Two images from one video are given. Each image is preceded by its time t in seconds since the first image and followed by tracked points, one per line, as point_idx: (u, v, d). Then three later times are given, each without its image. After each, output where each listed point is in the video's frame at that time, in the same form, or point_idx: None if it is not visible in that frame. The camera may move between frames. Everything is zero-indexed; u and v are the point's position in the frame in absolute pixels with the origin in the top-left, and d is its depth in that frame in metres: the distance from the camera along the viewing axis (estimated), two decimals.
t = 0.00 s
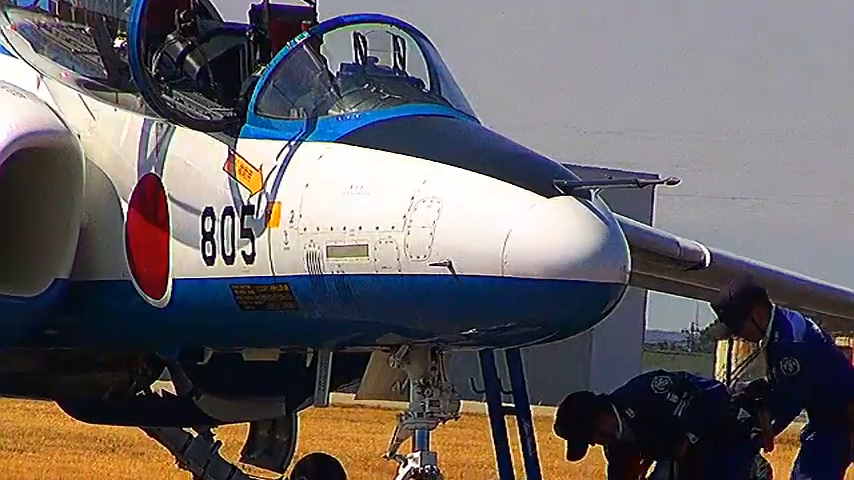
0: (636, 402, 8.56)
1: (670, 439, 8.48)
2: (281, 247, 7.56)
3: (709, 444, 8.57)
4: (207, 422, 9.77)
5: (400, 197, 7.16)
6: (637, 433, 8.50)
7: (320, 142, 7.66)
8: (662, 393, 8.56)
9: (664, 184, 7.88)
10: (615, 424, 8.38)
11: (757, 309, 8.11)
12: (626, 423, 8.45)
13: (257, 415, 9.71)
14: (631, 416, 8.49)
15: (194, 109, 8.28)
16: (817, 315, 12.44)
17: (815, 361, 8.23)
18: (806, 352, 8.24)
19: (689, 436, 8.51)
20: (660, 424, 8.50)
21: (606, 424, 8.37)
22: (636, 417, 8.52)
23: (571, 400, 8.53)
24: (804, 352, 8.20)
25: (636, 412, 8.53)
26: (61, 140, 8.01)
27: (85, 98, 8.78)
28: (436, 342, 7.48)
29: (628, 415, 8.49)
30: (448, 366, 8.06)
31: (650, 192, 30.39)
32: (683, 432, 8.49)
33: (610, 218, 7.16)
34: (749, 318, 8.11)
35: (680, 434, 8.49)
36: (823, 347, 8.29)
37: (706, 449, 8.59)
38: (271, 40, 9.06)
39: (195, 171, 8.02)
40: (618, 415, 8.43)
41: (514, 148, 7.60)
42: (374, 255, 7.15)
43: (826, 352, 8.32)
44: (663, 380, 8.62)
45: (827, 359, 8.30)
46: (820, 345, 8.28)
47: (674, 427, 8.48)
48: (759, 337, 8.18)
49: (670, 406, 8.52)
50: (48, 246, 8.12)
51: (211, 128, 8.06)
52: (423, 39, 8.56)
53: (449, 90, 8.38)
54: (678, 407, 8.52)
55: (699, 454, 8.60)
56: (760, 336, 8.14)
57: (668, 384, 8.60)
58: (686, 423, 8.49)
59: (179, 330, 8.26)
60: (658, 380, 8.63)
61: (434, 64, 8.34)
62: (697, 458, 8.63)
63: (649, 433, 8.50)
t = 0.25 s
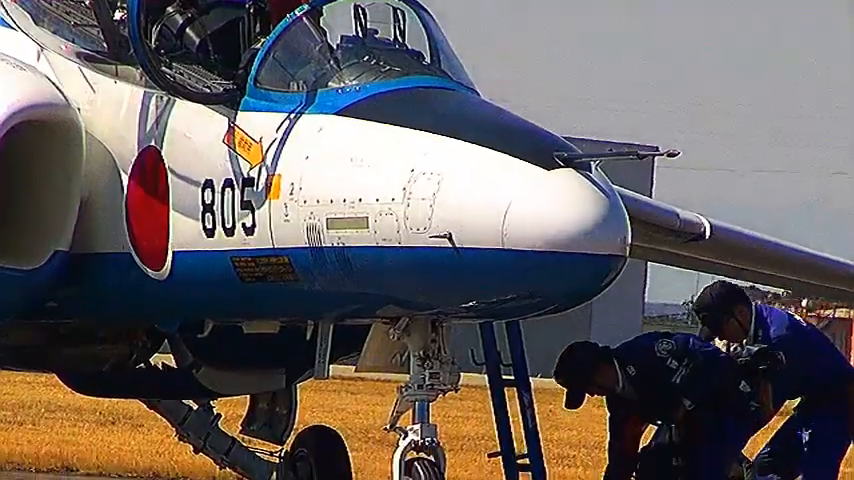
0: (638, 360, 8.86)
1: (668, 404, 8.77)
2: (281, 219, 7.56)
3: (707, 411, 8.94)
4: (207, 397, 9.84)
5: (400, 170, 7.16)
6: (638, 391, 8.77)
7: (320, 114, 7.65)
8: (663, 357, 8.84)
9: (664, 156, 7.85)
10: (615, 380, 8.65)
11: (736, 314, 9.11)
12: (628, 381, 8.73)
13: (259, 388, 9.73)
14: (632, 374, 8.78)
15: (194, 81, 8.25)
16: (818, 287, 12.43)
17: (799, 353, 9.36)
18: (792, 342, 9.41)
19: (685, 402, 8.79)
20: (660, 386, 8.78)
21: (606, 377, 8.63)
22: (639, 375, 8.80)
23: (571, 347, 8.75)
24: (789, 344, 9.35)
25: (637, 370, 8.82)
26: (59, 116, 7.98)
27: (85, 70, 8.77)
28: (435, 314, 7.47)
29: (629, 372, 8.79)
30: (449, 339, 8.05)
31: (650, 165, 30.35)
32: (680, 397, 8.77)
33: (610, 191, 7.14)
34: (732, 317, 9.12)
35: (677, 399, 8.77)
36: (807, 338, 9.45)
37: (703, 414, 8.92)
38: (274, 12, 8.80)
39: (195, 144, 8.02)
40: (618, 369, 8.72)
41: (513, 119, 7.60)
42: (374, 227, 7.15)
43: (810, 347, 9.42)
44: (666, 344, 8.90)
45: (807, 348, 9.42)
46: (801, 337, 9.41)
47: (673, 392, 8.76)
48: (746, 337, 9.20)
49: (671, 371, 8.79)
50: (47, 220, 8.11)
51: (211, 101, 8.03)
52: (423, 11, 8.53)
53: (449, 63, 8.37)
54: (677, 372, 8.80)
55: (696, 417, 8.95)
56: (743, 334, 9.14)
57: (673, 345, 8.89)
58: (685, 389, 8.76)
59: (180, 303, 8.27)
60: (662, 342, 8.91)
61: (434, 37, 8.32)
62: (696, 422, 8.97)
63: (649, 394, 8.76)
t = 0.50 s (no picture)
0: (643, 321, 9.74)
1: (666, 368, 9.67)
2: (281, 192, 7.55)
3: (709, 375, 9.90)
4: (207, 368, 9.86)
5: (401, 143, 7.16)
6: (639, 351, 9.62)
7: (320, 87, 7.64)
8: (664, 321, 9.74)
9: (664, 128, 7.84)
10: (616, 336, 9.49)
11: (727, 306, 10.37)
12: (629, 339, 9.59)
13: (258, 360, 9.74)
14: (634, 333, 9.63)
15: (194, 54, 8.25)
16: (818, 260, 12.43)
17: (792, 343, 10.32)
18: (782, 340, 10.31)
19: (680, 370, 9.72)
20: (660, 351, 9.65)
21: (607, 331, 9.46)
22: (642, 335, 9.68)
23: (574, 302, 9.58)
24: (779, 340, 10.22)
25: (638, 330, 9.68)
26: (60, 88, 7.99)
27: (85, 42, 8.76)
28: (435, 287, 7.48)
29: (631, 331, 9.63)
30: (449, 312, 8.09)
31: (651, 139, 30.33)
32: (677, 365, 9.69)
33: (610, 164, 7.13)
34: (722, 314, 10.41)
35: (674, 367, 9.69)
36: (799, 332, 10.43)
37: (701, 381, 9.85)
38: None
39: (195, 116, 8.02)
40: (621, 327, 9.56)
41: (514, 92, 7.58)
42: (374, 200, 7.16)
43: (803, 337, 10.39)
44: (666, 309, 9.80)
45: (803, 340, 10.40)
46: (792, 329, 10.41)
47: (672, 357, 9.66)
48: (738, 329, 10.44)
49: (669, 336, 9.68)
50: (45, 193, 8.10)
51: (209, 72, 8.05)
52: None
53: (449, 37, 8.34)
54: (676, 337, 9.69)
55: (696, 383, 9.85)
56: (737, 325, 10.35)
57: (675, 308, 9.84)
58: (683, 352, 9.69)
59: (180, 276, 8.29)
60: (666, 308, 9.81)
61: (434, 11, 8.30)
62: (693, 389, 9.87)
63: (650, 358, 9.64)
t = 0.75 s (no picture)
0: (646, 279, 9.56)
1: (660, 332, 9.42)
2: (281, 165, 7.55)
3: (704, 346, 9.37)
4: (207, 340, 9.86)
5: (401, 116, 7.15)
6: (639, 306, 9.53)
7: (319, 59, 7.62)
8: (666, 283, 9.47)
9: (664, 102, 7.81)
10: (618, 286, 9.46)
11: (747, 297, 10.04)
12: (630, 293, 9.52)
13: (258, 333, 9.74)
14: (634, 285, 9.53)
15: (194, 27, 8.22)
16: (819, 234, 12.40)
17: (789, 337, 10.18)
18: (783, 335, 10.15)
19: (675, 335, 9.41)
20: (657, 314, 9.44)
21: (614, 275, 9.44)
22: (642, 291, 9.53)
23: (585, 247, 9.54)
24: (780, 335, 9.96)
25: (640, 283, 9.55)
26: (59, 62, 8.00)
27: (84, 15, 8.73)
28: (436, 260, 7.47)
29: (632, 283, 9.54)
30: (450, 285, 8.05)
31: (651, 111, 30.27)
32: (672, 328, 9.41)
33: (611, 136, 7.12)
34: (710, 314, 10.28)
35: (666, 330, 9.41)
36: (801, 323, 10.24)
37: (699, 349, 9.38)
38: None
39: (195, 88, 8.00)
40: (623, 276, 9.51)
41: (514, 65, 7.56)
42: (374, 173, 7.15)
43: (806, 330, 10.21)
44: (672, 271, 9.51)
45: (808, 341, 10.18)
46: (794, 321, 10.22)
47: (668, 319, 9.41)
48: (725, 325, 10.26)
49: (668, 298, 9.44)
50: (44, 169, 8.08)
51: (210, 45, 8.06)
52: None
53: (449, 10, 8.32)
54: (674, 302, 9.43)
55: (690, 352, 9.40)
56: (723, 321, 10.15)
57: (678, 274, 9.49)
58: (681, 318, 9.40)
59: (180, 250, 8.28)
60: (670, 270, 9.52)
61: None
62: (687, 355, 9.44)
63: (646, 317, 9.47)
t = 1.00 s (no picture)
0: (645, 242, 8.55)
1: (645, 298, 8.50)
2: (281, 140, 7.54)
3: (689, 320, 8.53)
4: (207, 316, 9.84)
5: (401, 90, 7.15)
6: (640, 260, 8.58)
7: (319, 35, 7.65)
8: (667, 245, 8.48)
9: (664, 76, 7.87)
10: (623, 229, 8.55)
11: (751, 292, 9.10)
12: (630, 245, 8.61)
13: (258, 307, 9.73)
14: (638, 234, 8.56)
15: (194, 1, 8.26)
16: (820, 209, 12.39)
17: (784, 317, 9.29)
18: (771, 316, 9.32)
19: (661, 301, 8.54)
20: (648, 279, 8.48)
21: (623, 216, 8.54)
22: (639, 250, 8.56)
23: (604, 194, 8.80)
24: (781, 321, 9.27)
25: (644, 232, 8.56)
26: (60, 36, 8.01)
27: None
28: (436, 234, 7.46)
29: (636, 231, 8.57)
30: (449, 260, 8.06)
31: (652, 84, 30.25)
32: (659, 296, 8.51)
33: (611, 111, 7.11)
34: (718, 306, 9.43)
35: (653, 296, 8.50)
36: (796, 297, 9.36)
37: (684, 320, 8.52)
38: None
39: (196, 63, 8.01)
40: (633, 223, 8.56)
41: (513, 39, 7.56)
42: (374, 147, 7.14)
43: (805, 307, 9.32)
44: (675, 235, 8.50)
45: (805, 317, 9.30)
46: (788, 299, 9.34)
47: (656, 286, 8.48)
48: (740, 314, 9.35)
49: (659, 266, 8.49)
50: (44, 144, 8.07)
51: (211, 20, 8.11)
52: None
53: None
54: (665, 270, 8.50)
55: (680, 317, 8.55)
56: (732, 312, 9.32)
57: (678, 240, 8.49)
58: (669, 286, 8.49)
59: (179, 225, 8.24)
60: (670, 232, 8.50)
61: None
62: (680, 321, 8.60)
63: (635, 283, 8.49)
